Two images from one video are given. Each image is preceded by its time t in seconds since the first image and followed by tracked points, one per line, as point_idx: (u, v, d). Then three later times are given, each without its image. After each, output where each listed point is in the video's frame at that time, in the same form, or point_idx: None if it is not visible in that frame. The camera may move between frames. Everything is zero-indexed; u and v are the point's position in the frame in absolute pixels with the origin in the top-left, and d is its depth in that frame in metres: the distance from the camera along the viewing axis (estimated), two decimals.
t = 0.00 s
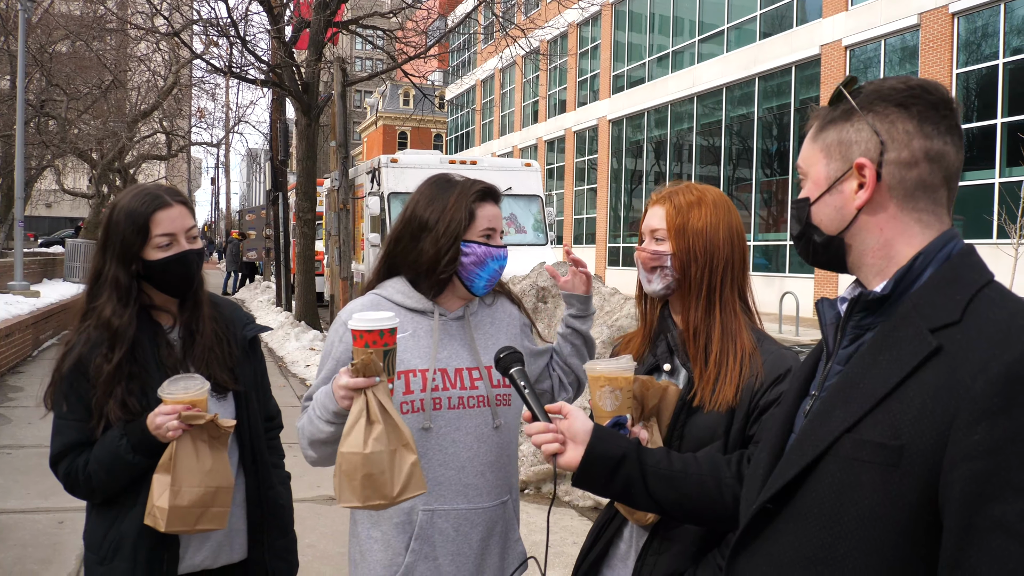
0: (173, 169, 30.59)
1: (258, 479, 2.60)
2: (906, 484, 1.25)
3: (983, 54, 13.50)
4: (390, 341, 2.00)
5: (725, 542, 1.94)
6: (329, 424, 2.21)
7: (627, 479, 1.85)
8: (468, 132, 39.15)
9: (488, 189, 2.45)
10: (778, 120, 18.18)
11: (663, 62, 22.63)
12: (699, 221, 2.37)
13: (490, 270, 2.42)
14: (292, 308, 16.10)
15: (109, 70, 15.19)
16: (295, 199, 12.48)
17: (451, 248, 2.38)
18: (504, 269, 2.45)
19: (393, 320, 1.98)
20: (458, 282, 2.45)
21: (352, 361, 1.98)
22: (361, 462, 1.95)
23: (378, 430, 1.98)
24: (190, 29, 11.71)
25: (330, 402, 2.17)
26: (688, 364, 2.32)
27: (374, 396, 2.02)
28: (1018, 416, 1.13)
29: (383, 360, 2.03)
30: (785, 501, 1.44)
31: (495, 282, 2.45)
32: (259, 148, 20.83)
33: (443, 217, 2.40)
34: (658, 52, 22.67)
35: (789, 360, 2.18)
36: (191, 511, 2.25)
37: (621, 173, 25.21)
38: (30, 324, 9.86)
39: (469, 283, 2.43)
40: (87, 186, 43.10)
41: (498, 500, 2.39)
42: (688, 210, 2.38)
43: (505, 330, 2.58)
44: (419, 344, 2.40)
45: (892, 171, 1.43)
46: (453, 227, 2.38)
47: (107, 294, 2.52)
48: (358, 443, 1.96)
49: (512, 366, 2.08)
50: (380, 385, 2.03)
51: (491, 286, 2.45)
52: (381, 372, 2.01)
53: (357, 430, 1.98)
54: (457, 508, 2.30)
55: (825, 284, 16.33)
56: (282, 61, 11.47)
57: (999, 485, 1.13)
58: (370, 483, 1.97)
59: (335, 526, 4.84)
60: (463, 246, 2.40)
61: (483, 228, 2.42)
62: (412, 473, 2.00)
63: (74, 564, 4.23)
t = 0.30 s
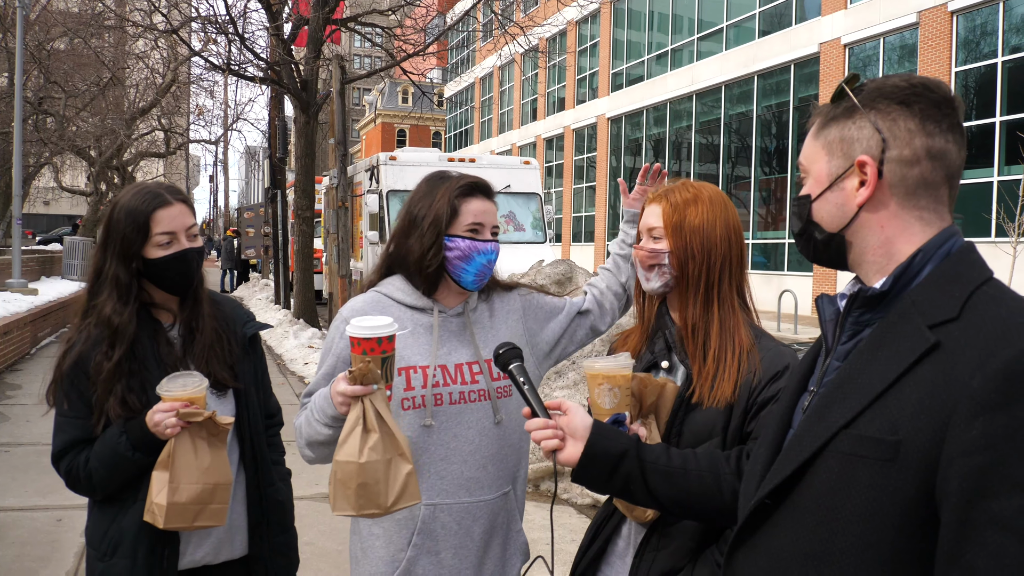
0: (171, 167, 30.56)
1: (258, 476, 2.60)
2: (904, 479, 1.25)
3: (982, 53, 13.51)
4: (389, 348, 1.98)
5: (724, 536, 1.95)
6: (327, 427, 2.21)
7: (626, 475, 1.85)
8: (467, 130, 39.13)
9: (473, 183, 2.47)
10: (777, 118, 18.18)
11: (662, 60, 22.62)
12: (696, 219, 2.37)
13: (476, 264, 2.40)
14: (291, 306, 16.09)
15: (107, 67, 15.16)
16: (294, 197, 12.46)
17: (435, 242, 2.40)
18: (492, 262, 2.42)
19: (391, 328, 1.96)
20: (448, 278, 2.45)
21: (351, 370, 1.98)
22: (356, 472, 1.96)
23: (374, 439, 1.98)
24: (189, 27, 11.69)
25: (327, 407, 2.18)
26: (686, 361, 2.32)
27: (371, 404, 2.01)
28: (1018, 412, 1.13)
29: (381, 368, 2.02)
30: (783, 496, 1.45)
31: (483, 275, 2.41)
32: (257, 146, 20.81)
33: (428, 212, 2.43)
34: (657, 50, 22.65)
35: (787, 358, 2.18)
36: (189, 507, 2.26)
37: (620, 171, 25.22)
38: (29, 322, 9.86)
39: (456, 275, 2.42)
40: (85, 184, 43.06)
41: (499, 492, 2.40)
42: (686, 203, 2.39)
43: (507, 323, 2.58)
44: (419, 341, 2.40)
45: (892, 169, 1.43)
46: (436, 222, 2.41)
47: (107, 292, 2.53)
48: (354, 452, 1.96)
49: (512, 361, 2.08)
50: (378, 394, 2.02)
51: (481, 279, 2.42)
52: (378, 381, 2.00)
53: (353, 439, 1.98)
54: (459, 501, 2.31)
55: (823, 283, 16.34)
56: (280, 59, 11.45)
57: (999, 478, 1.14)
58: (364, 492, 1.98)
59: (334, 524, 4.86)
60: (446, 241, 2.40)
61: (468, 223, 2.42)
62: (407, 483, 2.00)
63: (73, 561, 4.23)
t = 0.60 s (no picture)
0: (167, 165, 30.51)
1: (256, 474, 2.62)
2: (898, 476, 1.28)
3: (978, 51, 13.55)
4: (389, 362, 2.01)
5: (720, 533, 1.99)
6: (330, 436, 2.23)
7: (624, 473, 1.87)
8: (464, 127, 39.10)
9: (464, 180, 2.49)
10: (774, 116, 18.21)
11: (659, 58, 22.63)
12: (692, 218, 2.39)
13: (469, 261, 2.42)
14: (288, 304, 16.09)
15: (103, 64, 15.12)
16: (291, 195, 12.44)
17: (428, 241, 2.43)
18: (485, 259, 2.43)
19: (391, 343, 1.98)
20: (444, 277, 2.48)
21: (350, 384, 2.01)
22: (351, 484, 1.98)
23: (370, 452, 2.00)
24: (185, 24, 11.66)
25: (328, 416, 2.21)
26: (681, 360, 2.34)
27: (369, 418, 2.03)
28: (1013, 409, 1.16)
29: (381, 382, 2.04)
30: (780, 494, 1.47)
31: (476, 273, 2.42)
32: (254, 143, 20.80)
33: (421, 210, 2.46)
34: (654, 48, 22.67)
35: (781, 356, 2.21)
36: (185, 505, 2.28)
37: (617, 169, 25.25)
38: (25, 320, 9.85)
39: (451, 272, 2.44)
40: (81, 181, 42.94)
41: (500, 490, 2.42)
42: (685, 202, 2.41)
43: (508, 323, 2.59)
44: (419, 342, 2.42)
45: (887, 167, 1.45)
46: (428, 219, 2.44)
47: (104, 290, 2.54)
48: (349, 464, 1.99)
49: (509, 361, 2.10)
50: (377, 406, 2.04)
51: (475, 278, 2.43)
52: (377, 394, 2.02)
53: (349, 451, 2.01)
54: (460, 499, 2.33)
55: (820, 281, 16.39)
56: (277, 56, 11.44)
57: (992, 474, 1.16)
58: (358, 504, 2.00)
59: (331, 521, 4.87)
60: (439, 239, 2.43)
61: (460, 220, 2.44)
62: (402, 497, 2.02)
63: (70, 559, 4.25)
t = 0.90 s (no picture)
0: (164, 164, 30.44)
1: (249, 473, 2.61)
2: (897, 474, 1.27)
3: (974, 48, 13.57)
4: (401, 394, 1.98)
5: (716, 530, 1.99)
6: (335, 454, 2.24)
7: (621, 472, 1.87)
8: (461, 126, 39.08)
9: (455, 179, 2.48)
10: (771, 113, 18.21)
11: (656, 55, 22.62)
12: (706, 218, 2.38)
13: (464, 259, 2.41)
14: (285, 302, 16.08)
15: (99, 63, 15.08)
16: (287, 193, 12.41)
17: (421, 241, 2.44)
18: (481, 256, 2.43)
19: (405, 375, 1.95)
20: (440, 276, 2.47)
21: (362, 414, 1.98)
22: (363, 516, 1.99)
23: (381, 484, 2.00)
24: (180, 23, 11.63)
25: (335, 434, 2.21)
26: (677, 358, 2.34)
27: (381, 448, 2.03)
28: (1011, 406, 1.15)
29: (393, 412, 2.02)
30: (777, 492, 1.46)
31: (473, 269, 2.42)
32: (250, 142, 20.77)
33: (413, 211, 2.45)
34: (650, 46, 22.67)
35: (774, 347, 2.22)
36: (179, 503, 2.26)
37: (614, 167, 25.25)
38: (21, 319, 9.82)
39: (447, 271, 2.43)
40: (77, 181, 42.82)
41: (496, 491, 2.40)
42: (701, 203, 2.40)
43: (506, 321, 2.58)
44: (413, 341, 2.41)
45: (884, 165, 1.45)
46: (419, 220, 2.44)
47: (97, 289, 2.53)
48: (363, 496, 1.99)
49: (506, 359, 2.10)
50: (388, 436, 2.03)
51: (472, 274, 2.42)
52: (390, 424, 2.01)
53: (362, 482, 2.01)
54: (454, 500, 2.32)
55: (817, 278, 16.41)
56: (273, 54, 11.40)
57: (990, 473, 1.15)
58: (370, 536, 2.00)
59: (328, 521, 4.86)
60: (432, 239, 2.43)
61: (452, 219, 2.44)
62: (413, 528, 2.03)
63: (66, 559, 4.24)
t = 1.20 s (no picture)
0: (160, 164, 30.42)
1: (245, 473, 2.66)
2: (892, 475, 1.32)
3: (970, 49, 13.65)
4: (416, 466, 2.01)
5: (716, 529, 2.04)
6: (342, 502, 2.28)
7: (620, 471, 1.92)
8: (458, 126, 39.14)
9: (428, 187, 2.48)
10: (767, 114, 18.28)
11: (652, 56, 22.69)
12: (721, 229, 2.44)
13: (443, 268, 2.44)
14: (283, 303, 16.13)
15: (97, 63, 15.09)
16: (285, 194, 12.44)
17: (399, 251, 2.48)
18: (460, 264, 2.46)
19: (420, 449, 1.99)
20: (420, 283, 2.51)
21: (377, 484, 2.04)
22: None
23: (397, 550, 2.07)
24: (178, 23, 11.64)
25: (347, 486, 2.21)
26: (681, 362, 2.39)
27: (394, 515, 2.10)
28: (1006, 404, 1.20)
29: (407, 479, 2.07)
30: (776, 491, 1.52)
31: (452, 276, 2.45)
32: (248, 142, 20.78)
33: (389, 220, 2.49)
34: (647, 47, 22.75)
35: (777, 351, 2.28)
36: (174, 505, 2.31)
37: (611, 167, 25.32)
38: (18, 320, 9.84)
39: (426, 279, 2.48)
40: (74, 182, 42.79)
41: (485, 499, 2.45)
42: (720, 212, 2.45)
43: (488, 326, 2.63)
44: (399, 347, 2.46)
45: (879, 165, 1.50)
46: (396, 230, 2.48)
47: (92, 289, 2.57)
48: (378, 563, 2.05)
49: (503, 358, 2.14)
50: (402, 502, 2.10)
51: (451, 281, 2.46)
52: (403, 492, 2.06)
53: (377, 550, 2.07)
54: (443, 506, 2.36)
55: (813, 279, 16.48)
56: (270, 55, 11.44)
57: (983, 473, 1.20)
58: None
59: (325, 520, 4.91)
60: (410, 249, 2.47)
61: (429, 228, 2.47)
62: None
63: (65, 558, 4.28)
